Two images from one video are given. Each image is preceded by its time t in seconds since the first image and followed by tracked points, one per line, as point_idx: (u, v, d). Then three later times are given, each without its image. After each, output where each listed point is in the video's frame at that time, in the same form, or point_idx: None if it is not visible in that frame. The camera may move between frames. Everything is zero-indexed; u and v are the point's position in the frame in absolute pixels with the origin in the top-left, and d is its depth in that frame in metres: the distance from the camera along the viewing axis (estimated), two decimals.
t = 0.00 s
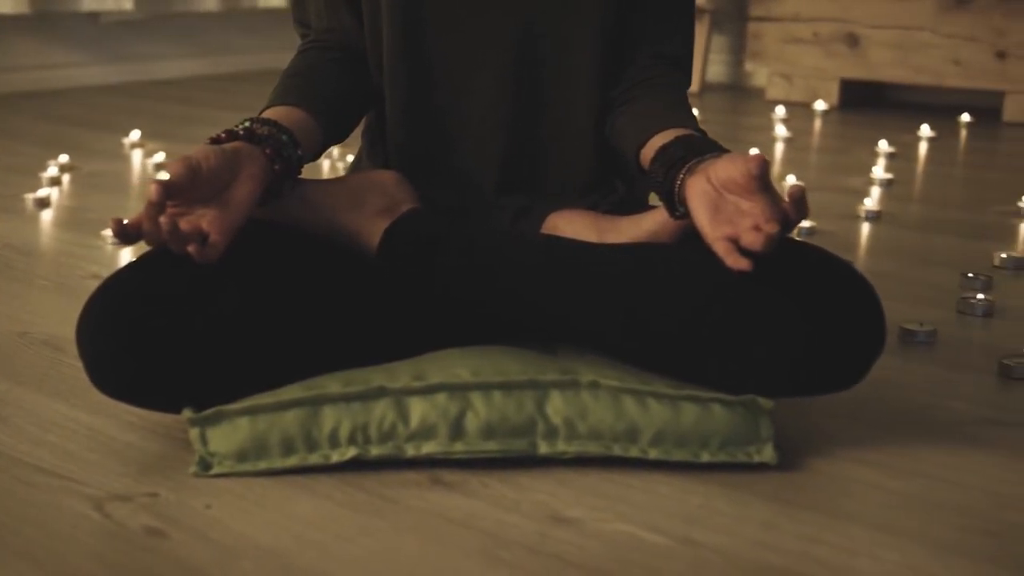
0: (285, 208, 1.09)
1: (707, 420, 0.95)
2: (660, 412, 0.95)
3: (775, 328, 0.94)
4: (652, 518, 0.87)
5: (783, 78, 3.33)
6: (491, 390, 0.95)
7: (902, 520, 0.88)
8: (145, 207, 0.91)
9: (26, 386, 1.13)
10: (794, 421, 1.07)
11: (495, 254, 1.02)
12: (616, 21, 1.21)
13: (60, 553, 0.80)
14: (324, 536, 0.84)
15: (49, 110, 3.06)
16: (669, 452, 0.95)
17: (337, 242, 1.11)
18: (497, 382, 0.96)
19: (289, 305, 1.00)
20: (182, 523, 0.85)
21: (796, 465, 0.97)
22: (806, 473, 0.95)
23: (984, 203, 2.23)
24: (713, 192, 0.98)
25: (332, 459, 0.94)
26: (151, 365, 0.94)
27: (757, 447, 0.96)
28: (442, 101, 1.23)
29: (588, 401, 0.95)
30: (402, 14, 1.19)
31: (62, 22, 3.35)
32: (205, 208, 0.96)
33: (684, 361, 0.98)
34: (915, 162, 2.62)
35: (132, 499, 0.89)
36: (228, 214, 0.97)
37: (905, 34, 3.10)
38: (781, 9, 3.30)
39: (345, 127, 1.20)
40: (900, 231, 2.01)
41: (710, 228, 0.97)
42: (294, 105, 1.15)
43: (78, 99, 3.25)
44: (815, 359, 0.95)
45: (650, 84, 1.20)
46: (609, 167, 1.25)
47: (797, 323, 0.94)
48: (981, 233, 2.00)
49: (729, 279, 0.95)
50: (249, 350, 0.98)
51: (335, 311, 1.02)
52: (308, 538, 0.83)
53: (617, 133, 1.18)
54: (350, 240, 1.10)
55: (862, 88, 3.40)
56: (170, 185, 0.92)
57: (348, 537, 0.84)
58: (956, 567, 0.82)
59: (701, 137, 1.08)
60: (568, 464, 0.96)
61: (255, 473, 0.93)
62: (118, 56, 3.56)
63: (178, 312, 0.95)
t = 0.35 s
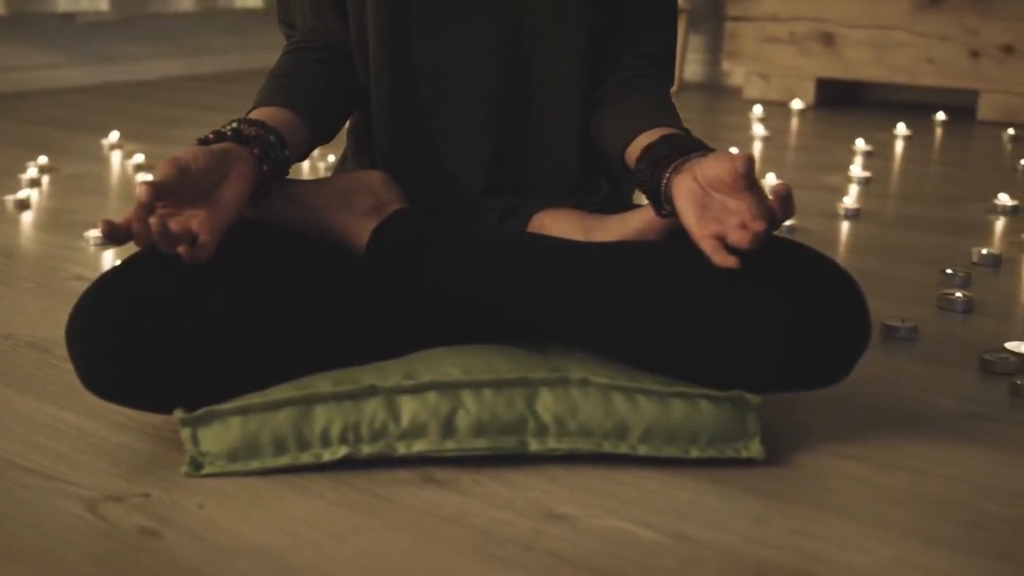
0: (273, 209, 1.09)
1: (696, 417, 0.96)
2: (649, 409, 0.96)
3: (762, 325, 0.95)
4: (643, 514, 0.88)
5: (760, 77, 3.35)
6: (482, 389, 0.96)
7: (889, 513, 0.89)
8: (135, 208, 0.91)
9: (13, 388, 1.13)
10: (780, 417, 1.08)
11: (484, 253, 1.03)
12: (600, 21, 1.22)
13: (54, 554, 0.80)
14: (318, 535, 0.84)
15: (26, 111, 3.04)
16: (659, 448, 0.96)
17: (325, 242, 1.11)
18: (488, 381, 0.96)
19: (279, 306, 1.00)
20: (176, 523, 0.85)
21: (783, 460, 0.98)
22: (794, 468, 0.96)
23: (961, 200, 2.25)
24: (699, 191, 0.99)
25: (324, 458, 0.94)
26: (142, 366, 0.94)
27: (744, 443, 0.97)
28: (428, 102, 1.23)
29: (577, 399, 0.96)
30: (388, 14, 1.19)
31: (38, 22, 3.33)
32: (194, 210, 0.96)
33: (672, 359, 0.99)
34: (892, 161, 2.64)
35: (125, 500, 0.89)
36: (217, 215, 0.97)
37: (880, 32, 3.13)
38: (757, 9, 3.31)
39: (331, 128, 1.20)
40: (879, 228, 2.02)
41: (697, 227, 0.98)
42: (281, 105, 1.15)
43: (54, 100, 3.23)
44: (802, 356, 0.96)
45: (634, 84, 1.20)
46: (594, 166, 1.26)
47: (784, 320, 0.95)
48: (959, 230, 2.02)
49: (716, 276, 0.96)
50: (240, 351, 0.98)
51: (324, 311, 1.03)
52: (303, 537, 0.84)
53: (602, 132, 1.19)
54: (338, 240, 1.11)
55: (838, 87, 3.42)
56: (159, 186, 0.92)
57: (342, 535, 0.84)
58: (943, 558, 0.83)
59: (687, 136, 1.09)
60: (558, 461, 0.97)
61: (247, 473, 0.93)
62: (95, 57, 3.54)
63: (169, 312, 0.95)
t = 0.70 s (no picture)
0: (264, 209, 1.09)
1: (688, 414, 0.97)
2: (642, 407, 0.97)
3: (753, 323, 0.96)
4: (638, 510, 0.89)
5: (742, 77, 3.36)
6: (476, 387, 0.97)
7: (880, 508, 0.90)
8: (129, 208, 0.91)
9: (4, 390, 1.12)
10: (770, 414, 1.09)
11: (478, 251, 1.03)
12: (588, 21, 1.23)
13: (52, 555, 0.80)
14: (315, 533, 0.84)
15: (8, 112, 3.03)
16: (652, 445, 0.97)
17: (318, 242, 1.11)
18: (482, 379, 0.97)
19: (273, 306, 1.01)
20: (172, 522, 0.86)
21: (775, 456, 0.99)
22: (785, 464, 0.97)
23: (943, 199, 2.27)
24: (690, 190, 1.00)
25: (319, 457, 0.94)
26: (138, 366, 0.94)
27: (737, 440, 0.98)
28: (419, 102, 1.24)
29: (571, 397, 0.97)
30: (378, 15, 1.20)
31: (18, 23, 3.32)
32: (188, 210, 0.96)
33: (664, 357, 1.00)
34: (875, 159, 2.66)
35: (121, 500, 0.89)
36: (211, 215, 0.97)
37: (861, 32, 3.14)
38: (739, 8, 3.33)
39: (321, 128, 1.21)
40: (863, 227, 2.04)
41: (688, 225, 0.99)
42: (271, 105, 1.16)
43: (36, 101, 3.21)
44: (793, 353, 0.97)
45: (624, 84, 1.21)
46: (584, 165, 1.27)
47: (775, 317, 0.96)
48: (943, 228, 2.04)
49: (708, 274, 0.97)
50: (235, 351, 0.98)
51: (317, 311, 1.03)
52: (301, 536, 0.84)
53: (592, 132, 1.20)
54: (331, 240, 1.11)
55: (820, 86, 3.44)
56: (153, 187, 0.92)
57: (339, 533, 0.85)
58: (934, 551, 0.84)
59: (678, 135, 1.10)
60: (552, 459, 0.97)
61: (242, 472, 0.94)
62: (76, 58, 3.52)
63: (164, 311, 0.95)
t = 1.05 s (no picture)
0: (256, 209, 1.10)
1: (681, 411, 0.98)
2: (635, 403, 0.98)
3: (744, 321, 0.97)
4: (632, 506, 0.90)
5: (724, 76, 3.38)
6: (470, 385, 0.97)
7: (871, 502, 0.92)
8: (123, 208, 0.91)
9: None
10: (760, 410, 1.10)
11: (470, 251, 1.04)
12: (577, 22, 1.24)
13: (51, 555, 0.81)
14: (312, 531, 0.85)
15: None
16: (644, 442, 0.98)
17: (310, 242, 1.12)
18: (476, 377, 0.97)
19: (266, 306, 1.02)
20: (170, 522, 0.86)
21: (766, 451, 1.00)
22: (776, 459, 0.98)
23: (926, 197, 2.29)
24: (681, 188, 1.01)
25: (314, 456, 0.95)
26: (134, 366, 0.94)
27: (728, 436, 0.99)
28: (410, 103, 1.24)
29: (564, 394, 0.98)
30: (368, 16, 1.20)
31: None
32: (182, 211, 0.97)
33: (656, 354, 1.01)
34: (857, 158, 2.68)
35: (118, 500, 0.89)
36: (205, 216, 0.98)
37: (842, 32, 3.16)
38: (721, 8, 3.34)
39: (312, 128, 1.21)
40: (847, 225, 2.06)
41: (680, 224, 1.00)
42: (262, 105, 1.16)
43: (17, 102, 3.20)
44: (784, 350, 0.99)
45: (612, 84, 1.22)
46: (573, 165, 1.28)
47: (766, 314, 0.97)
48: (926, 226, 2.05)
49: (699, 273, 0.98)
50: (230, 350, 0.99)
51: (310, 311, 1.05)
52: (298, 534, 0.84)
53: (581, 131, 1.21)
54: (323, 240, 1.12)
55: (801, 85, 3.46)
56: (147, 187, 0.92)
57: (336, 531, 0.85)
58: (925, 544, 0.85)
59: (668, 135, 1.11)
60: (546, 456, 0.98)
61: (238, 471, 0.94)
62: (56, 59, 3.51)
63: (160, 312, 0.95)
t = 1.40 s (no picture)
0: (247, 209, 1.10)
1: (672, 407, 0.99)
2: (627, 400, 0.98)
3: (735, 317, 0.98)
4: (626, 501, 0.90)
5: (707, 76, 3.39)
6: (464, 383, 0.98)
7: (861, 496, 0.93)
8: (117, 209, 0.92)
9: None
10: (750, 407, 1.11)
11: (462, 250, 1.04)
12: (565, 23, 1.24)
13: (49, 554, 0.81)
14: (309, 529, 0.85)
15: None
16: (637, 439, 0.98)
17: (301, 241, 1.12)
18: (470, 375, 0.98)
19: (260, 306, 1.02)
20: (166, 521, 0.86)
21: (756, 447, 1.01)
22: (767, 455, 0.99)
23: (909, 195, 2.31)
24: (671, 187, 1.02)
25: (309, 454, 0.95)
26: (128, 367, 0.94)
27: (719, 432, 1.00)
28: (399, 102, 1.25)
29: (557, 391, 0.99)
30: (358, 17, 1.21)
31: None
32: (176, 211, 0.97)
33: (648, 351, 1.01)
34: (840, 157, 2.69)
35: (113, 500, 0.89)
36: (199, 216, 0.98)
37: (824, 31, 3.18)
38: (703, 8, 3.36)
39: (302, 128, 1.21)
40: (831, 223, 2.07)
41: (671, 222, 1.01)
42: (252, 105, 1.16)
43: None
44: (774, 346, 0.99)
45: (601, 84, 1.22)
46: (562, 164, 1.28)
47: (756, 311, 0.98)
48: (909, 224, 2.07)
49: (690, 270, 0.99)
50: (224, 350, 0.99)
51: (302, 311, 1.05)
52: (295, 532, 0.85)
53: (571, 131, 1.21)
54: (314, 240, 1.12)
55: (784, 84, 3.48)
56: (140, 187, 0.93)
57: (332, 529, 0.85)
58: (915, 537, 0.86)
59: (658, 135, 1.11)
60: (539, 453, 0.99)
61: (232, 470, 0.94)
62: (38, 60, 3.49)
63: (154, 312, 0.95)
